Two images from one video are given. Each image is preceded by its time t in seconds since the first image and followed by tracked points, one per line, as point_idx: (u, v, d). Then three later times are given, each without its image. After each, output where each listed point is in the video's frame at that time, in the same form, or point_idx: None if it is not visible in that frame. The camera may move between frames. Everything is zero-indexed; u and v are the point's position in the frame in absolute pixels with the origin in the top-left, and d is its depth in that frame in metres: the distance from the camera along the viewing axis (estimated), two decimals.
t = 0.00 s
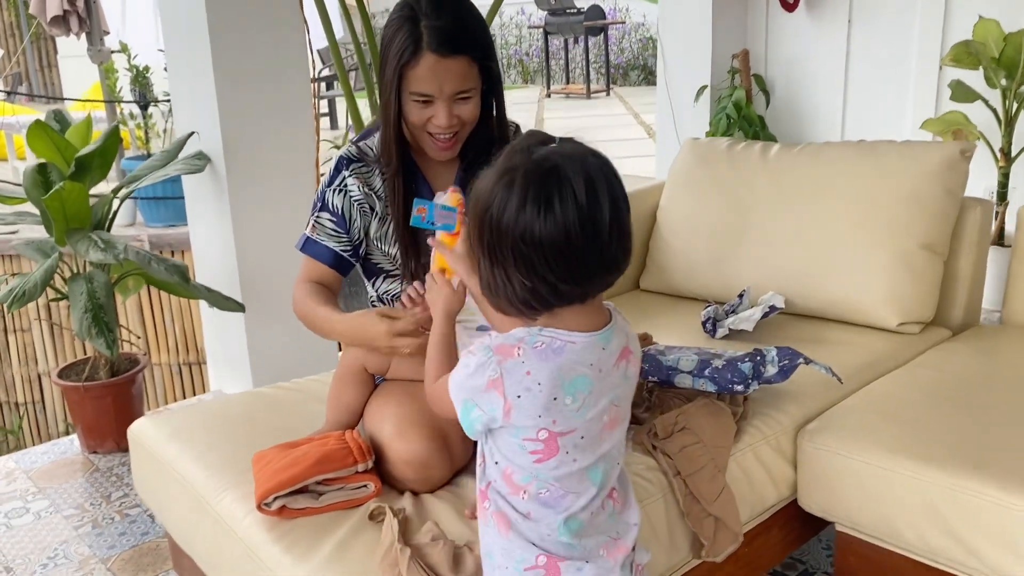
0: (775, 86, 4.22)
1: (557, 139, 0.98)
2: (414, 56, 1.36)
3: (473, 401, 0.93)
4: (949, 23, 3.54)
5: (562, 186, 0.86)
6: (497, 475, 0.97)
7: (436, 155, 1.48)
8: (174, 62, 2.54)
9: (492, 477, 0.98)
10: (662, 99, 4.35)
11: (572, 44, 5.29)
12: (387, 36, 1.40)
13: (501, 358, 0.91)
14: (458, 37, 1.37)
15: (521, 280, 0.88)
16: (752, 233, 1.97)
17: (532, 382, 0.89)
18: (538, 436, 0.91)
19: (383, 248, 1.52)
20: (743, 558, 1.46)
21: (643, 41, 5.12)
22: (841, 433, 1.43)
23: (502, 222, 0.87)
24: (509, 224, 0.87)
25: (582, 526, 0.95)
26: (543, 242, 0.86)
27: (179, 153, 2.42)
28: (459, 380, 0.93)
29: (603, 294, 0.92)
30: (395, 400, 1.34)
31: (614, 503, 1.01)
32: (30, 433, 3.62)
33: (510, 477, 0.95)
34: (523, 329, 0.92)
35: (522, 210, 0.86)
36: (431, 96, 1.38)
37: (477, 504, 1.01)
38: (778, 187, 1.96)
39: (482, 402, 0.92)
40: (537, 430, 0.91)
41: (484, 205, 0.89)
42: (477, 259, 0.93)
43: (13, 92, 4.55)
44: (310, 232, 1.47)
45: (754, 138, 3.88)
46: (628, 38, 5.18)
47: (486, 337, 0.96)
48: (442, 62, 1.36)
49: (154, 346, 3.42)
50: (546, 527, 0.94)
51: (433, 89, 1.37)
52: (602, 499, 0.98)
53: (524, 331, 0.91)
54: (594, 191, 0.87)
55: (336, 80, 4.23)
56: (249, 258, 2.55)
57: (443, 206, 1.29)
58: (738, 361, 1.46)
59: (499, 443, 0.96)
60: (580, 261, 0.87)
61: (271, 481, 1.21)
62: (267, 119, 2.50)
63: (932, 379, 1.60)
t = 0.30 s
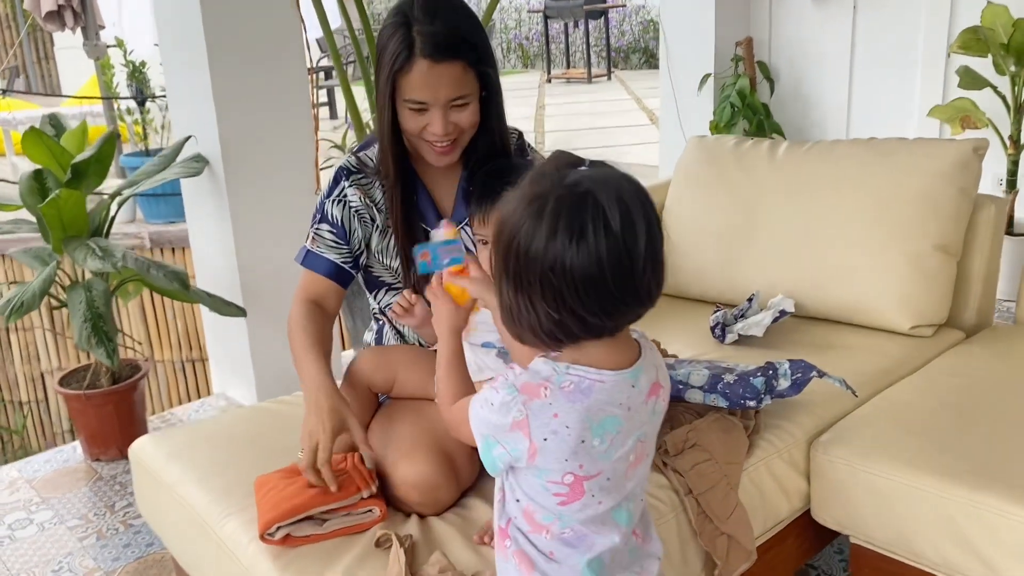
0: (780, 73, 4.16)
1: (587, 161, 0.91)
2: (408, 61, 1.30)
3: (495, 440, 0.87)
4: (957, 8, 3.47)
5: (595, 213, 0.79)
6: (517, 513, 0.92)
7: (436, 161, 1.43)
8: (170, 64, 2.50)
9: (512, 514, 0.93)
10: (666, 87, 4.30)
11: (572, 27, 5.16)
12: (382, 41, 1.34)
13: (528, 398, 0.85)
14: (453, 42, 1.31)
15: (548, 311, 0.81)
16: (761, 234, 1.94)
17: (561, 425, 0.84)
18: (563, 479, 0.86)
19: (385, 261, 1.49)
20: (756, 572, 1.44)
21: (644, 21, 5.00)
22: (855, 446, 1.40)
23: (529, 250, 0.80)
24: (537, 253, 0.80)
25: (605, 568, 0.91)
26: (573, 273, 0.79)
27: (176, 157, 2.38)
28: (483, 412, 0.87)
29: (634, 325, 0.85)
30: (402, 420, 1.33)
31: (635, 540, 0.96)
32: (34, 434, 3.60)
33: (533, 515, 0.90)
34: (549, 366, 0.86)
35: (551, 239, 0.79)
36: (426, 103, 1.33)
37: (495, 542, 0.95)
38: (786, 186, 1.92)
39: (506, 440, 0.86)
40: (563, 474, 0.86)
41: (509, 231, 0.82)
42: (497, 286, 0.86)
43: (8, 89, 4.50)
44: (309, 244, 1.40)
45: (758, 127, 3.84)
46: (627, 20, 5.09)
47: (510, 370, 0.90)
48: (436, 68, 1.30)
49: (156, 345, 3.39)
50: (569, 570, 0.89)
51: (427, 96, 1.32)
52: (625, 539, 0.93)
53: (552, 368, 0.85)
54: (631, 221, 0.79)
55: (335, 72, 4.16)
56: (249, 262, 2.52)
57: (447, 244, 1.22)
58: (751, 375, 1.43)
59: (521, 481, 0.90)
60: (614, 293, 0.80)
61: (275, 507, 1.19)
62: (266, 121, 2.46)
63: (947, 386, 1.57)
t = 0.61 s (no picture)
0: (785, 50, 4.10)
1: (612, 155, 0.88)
2: (415, 31, 1.26)
3: (529, 451, 0.83)
4: None
5: (634, 205, 0.76)
6: (549, 524, 0.88)
7: (444, 142, 1.38)
8: (168, 51, 2.45)
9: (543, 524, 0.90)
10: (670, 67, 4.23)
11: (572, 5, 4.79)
12: (387, 15, 1.31)
13: (565, 408, 0.81)
14: (462, 9, 1.28)
15: (590, 311, 0.78)
16: (774, 217, 1.90)
17: (601, 436, 0.80)
18: (601, 491, 0.83)
19: (394, 251, 1.45)
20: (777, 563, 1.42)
21: None
22: (878, 435, 1.37)
23: (566, 249, 0.77)
24: (575, 251, 0.77)
25: None
26: (614, 268, 0.76)
27: (175, 146, 2.34)
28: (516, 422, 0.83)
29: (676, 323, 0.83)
30: (414, 415, 1.31)
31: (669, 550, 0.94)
32: (41, 426, 3.58)
33: (567, 526, 0.86)
34: (587, 374, 0.82)
35: (590, 234, 0.76)
36: (434, 74, 1.29)
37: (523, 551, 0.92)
38: (799, 168, 1.89)
39: (541, 452, 0.83)
40: (601, 486, 0.82)
41: (543, 231, 0.79)
42: (530, 289, 0.83)
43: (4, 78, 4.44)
44: (324, 234, 1.37)
45: (763, 105, 3.79)
46: None
47: (542, 377, 0.86)
48: (444, 35, 1.27)
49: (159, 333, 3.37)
50: None
51: (436, 65, 1.28)
52: (660, 550, 0.90)
53: (589, 376, 0.82)
54: (670, 211, 0.77)
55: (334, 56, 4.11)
56: (253, 251, 2.49)
57: (451, 229, 1.31)
58: (771, 366, 1.41)
59: (554, 493, 0.87)
60: (658, 286, 0.77)
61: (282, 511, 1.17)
62: (266, 109, 2.42)
63: (968, 370, 1.54)
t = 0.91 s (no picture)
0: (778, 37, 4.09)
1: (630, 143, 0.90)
2: (428, 16, 1.25)
3: (564, 453, 0.84)
4: None
5: (673, 189, 0.78)
6: (584, 520, 0.89)
7: (452, 130, 1.36)
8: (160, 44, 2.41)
9: (576, 520, 0.90)
10: (663, 54, 4.21)
11: None
12: None
13: (603, 406, 0.81)
14: None
15: (633, 301, 0.79)
16: (780, 204, 1.89)
17: (640, 432, 0.81)
18: (639, 488, 0.84)
19: (400, 238, 1.42)
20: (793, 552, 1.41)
21: None
22: (894, 421, 1.36)
23: (607, 239, 0.79)
24: (616, 241, 0.78)
25: (675, 566, 0.90)
26: (657, 253, 0.78)
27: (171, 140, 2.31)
28: (552, 422, 0.83)
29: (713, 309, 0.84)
30: (427, 408, 1.29)
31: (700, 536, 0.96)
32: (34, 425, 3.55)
33: (603, 521, 0.87)
34: (622, 369, 0.83)
35: (631, 223, 0.77)
36: (445, 61, 1.28)
37: (554, 545, 0.93)
38: (805, 154, 1.87)
39: (579, 451, 0.83)
40: (640, 482, 0.83)
41: (578, 223, 0.80)
42: (565, 282, 0.84)
43: None
44: (318, 210, 1.34)
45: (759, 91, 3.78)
46: None
47: (572, 374, 0.86)
48: (457, 23, 1.25)
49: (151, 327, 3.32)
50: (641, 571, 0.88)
51: (446, 53, 1.27)
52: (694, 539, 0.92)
53: (625, 372, 0.82)
54: (706, 194, 0.79)
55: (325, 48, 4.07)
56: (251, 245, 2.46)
57: (446, 239, 1.29)
58: (788, 354, 1.40)
59: (589, 489, 0.87)
60: (699, 271, 0.79)
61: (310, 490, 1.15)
62: (262, 101, 2.39)
63: (980, 355, 1.53)
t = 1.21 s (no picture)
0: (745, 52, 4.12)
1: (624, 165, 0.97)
2: (435, 25, 1.26)
3: (593, 472, 0.88)
4: None
5: (691, 198, 0.84)
6: (610, 540, 0.93)
7: (449, 142, 1.36)
8: (131, 61, 2.37)
9: (600, 540, 0.94)
10: (631, 71, 4.21)
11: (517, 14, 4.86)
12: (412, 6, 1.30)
13: (632, 424, 0.87)
14: (487, 14, 1.27)
15: (663, 311, 0.84)
16: (765, 217, 1.91)
17: (670, 447, 0.87)
18: (668, 504, 0.89)
19: (392, 240, 1.41)
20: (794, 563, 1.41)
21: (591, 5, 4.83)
22: (890, 431, 1.37)
23: (631, 254, 0.83)
24: (641, 254, 0.83)
25: None
26: (685, 260, 0.83)
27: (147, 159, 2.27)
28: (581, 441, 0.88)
29: (734, 313, 0.90)
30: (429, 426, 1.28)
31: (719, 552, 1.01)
32: None
33: (630, 538, 0.92)
34: (649, 388, 0.88)
35: (654, 235, 0.83)
36: (448, 72, 1.29)
37: (577, 565, 0.97)
38: (788, 167, 1.89)
39: (609, 468, 0.88)
40: (669, 498, 0.89)
41: (601, 243, 0.85)
42: (591, 302, 0.88)
43: None
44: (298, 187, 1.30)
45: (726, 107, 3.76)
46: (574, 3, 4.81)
47: (597, 394, 0.91)
48: (463, 35, 1.26)
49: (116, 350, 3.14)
50: None
51: (450, 64, 1.28)
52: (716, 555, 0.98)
53: (652, 390, 0.88)
54: (720, 198, 0.85)
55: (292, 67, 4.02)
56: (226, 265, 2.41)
57: (408, 271, 1.17)
58: (787, 365, 1.40)
59: (616, 508, 0.92)
60: (721, 273, 0.85)
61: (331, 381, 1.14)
62: (236, 118, 2.36)
63: (967, 362, 1.56)
